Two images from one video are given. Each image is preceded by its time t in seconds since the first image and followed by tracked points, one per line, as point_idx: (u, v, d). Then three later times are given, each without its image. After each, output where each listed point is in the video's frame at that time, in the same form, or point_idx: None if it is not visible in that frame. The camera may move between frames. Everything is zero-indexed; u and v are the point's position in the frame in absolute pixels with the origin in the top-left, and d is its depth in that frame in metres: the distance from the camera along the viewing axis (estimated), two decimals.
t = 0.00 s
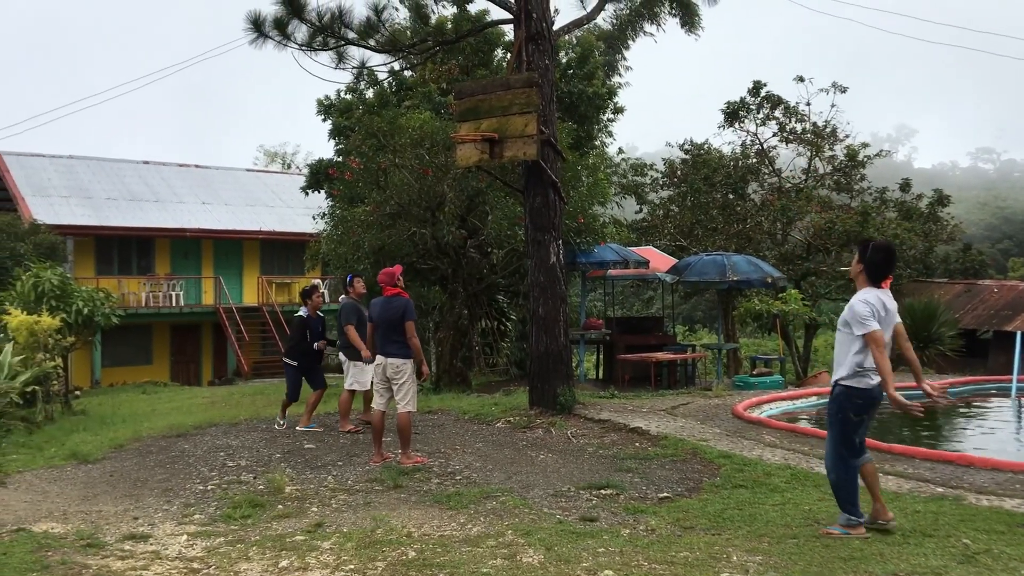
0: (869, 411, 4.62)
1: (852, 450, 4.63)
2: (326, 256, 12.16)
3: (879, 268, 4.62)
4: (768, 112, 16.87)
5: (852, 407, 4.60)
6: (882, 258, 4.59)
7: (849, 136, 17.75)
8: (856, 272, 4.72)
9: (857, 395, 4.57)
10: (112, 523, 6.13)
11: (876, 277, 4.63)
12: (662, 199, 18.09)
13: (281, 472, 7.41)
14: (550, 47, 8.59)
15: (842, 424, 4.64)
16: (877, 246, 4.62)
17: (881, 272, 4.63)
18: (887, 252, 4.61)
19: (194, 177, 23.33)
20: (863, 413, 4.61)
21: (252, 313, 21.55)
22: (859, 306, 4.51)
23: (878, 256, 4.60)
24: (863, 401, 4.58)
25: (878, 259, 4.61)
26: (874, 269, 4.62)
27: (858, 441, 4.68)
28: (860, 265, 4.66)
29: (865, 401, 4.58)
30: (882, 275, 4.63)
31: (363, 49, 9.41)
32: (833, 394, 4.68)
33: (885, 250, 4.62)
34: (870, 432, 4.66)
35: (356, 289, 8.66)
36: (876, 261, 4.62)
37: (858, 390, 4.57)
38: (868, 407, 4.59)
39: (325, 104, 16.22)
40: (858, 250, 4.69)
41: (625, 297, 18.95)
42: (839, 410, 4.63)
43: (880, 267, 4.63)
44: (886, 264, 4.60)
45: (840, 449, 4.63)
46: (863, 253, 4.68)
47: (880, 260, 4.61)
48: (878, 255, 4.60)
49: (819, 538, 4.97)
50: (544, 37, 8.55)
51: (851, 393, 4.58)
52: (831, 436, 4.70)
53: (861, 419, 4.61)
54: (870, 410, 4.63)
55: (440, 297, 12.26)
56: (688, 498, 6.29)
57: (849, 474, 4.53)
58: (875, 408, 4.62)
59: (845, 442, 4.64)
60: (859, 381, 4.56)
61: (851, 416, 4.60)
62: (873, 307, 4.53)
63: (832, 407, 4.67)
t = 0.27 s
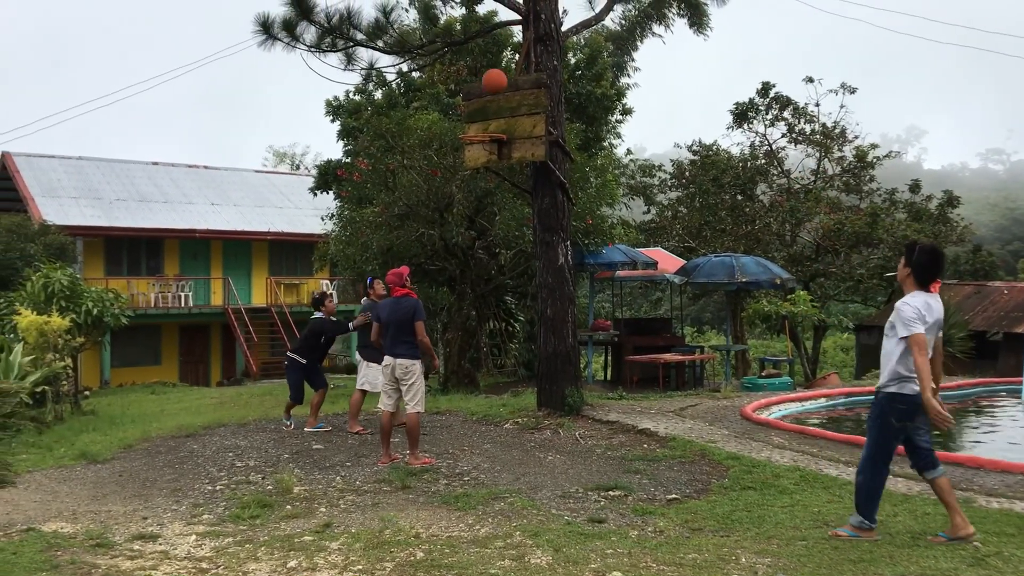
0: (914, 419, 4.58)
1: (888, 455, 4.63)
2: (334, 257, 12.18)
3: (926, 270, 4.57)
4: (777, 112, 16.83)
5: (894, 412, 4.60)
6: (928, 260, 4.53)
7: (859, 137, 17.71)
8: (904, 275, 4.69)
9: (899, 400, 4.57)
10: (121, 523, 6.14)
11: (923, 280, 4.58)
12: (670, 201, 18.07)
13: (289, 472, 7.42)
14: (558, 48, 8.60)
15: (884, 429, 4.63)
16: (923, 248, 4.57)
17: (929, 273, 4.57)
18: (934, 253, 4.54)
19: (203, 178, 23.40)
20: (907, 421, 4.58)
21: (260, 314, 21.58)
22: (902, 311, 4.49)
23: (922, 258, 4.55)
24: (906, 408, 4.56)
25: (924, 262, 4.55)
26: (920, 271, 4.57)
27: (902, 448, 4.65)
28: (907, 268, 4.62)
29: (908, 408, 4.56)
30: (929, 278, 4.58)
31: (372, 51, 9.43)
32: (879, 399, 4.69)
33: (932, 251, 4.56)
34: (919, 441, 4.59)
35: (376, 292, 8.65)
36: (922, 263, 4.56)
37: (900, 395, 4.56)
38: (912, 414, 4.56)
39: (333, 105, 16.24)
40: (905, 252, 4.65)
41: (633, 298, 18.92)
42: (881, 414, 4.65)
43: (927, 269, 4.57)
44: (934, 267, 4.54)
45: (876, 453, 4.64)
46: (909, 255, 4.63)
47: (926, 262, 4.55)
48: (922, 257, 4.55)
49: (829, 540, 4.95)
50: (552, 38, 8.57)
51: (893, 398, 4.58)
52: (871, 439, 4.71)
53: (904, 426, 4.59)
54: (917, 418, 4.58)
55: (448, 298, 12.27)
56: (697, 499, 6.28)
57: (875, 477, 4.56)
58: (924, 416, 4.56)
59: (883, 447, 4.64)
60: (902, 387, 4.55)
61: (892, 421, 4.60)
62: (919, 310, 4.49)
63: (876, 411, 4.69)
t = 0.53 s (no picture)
0: (961, 414, 4.27)
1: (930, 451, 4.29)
2: (337, 256, 12.20)
3: (971, 261, 4.31)
4: (781, 112, 16.81)
5: (944, 408, 4.24)
6: (973, 250, 4.29)
7: (863, 137, 17.69)
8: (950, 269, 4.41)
9: (950, 395, 4.22)
10: (125, 521, 6.15)
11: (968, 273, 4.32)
12: (674, 200, 18.06)
13: (293, 471, 7.42)
14: (562, 47, 8.59)
15: (929, 424, 4.28)
16: (969, 239, 4.33)
17: (975, 266, 4.32)
18: (981, 246, 4.30)
19: (207, 177, 23.42)
20: (954, 416, 4.26)
21: (264, 313, 21.60)
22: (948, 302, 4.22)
23: (968, 248, 4.31)
24: (955, 403, 4.22)
25: (970, 253, 4.31)
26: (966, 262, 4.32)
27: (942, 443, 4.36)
28: (953, 260, 4.35)
29: (958, 403, 4.23)
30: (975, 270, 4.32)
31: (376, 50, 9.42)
32: (924, 391, 4.33)
33: (978, 243, 4.32)
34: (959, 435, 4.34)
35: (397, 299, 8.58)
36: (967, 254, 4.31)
37: (951, 390, 4.21)
38: (959, 409, 4.24)
39: (337, 104, 16.24)
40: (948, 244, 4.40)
41: (636, 298, 18.92)
42: (927, 408, 4.28)
43: (974, 261, 4.31)
44: (980, 258, 4.30)
45: (918, 448, 4.29)
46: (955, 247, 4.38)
47: (971, 253, 4.31)
48: (968, 248, 4.31)
49: (833, 540, 4.94)
50: (556, 37, 8.55)
51: (946, 392, 4.22)
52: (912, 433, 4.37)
53: (951, 421, 4.26)
54: (964, 414, 4.28)
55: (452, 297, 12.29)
56: (700, 499, 6.27)
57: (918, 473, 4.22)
58: (968, 411, 4.28)
59: (927, 442, 4.29)
60: (952, 381, 4.20)
61: (942, 416, 4.24)
62: (967, 302, 4.21)
63: (921, 403, 4.32)
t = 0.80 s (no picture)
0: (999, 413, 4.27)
1: (984, 454, 4.27)
2: (338, 255, 12.20)
3: (998, 258, 4.28)
4: (782, 111, 16.80)
5: (980, 411, 4.25)
6: (1000, 248, 4.25)
7: (864, 136, 17.69)
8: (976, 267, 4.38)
9: (983, 397, 4.24)
10: (125, 520, 6.15)
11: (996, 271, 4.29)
12: (674, 199, 18.06)
13: (293, 470, 7.42)
14: (563, 46, 8.59)
15: (971, 429, 4.28)
16: (996, 236, 4.28)
17: (1004, 264, 4.28)
18: (1007, 243, 4.25)
19: (207, 176, 23.42)
20: (993, 417, 4.27)
21: (264, 311, 21.60)
22: (976, 304, 4.21)
23: (995, 246, 4.27)
24: (991, 404, 4.24)
25: (996, 250, 4.27)
26: (993, 261, 4.28)
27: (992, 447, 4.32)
28: (980, 258, 4.32)
29: (992, 402, 4.24)
30: (1001, 268, 4.28)
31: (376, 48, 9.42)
32: (956, 401, 4.34)
33: (1004, 239, 4.27)
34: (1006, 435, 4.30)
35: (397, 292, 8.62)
36: (994, 252, 4.27)
37: (983, 393, 4.23)
38: (996, 409, 4.24)
39: (338, 103, 16.23)
40: (974, 243, 4.35)
41: (637, 297, 18.92)
42: (965, 415, 4.29)
43: (1000, 258, 4.27)
44: (1007, 256, 4.25)
45: (974, 455, 4.25)
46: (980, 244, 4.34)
47: (999, 250, 4.27)
48: (994, 247, 4.27)
49: (833, 540, 4.94)
50: (557, 35, 8.54)
51: (977, 395, 4.24)
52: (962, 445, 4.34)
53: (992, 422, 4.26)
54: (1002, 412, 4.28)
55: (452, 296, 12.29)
56: (701, 498, 6.26)
57: (991, 475, 4.15)
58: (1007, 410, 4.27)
59: (977, 447, 4.27)
60: (982, 383, 4.22)
61: (981, 419, 4.25)
62: (997, 303, 4.20)
63: (957, 413, 4.33)
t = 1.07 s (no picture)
0: None
1: None
2: (337, 256, 12.20)
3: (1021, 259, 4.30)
4: (781, 112, 16.80)
5: None
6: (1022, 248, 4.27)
7: (864, 137, 17.70)
8: (994, 270, 4.36)
9: None
10: (124, 521, 6.14)
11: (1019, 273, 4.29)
12: (674, 200, 18.06)
13: (292, 471, 7.41)
14: (563, 47, 8.59)
15: None
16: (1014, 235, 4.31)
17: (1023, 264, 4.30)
18: None
19: (207, 177, 23.42)
20: None
21: (264, 312, 21.60)
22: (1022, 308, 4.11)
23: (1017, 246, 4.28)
24: None
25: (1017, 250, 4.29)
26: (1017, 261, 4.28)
27: None
28: (1002, 261, 4.31)
29: None
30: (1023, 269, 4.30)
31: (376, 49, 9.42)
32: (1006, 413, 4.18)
33: (1020, 239, 4.32)
34: None
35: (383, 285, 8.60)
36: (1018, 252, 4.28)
37: None
38: None
39: (337, 104, 16.23)
40: (990, 245, 4.36)
41: (637, 298, 18.92)
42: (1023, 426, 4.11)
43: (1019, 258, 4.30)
44: None
45: None
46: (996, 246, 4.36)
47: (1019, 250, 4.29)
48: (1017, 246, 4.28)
49: (832, 541, 4.94)
50: (556, 36, 8.54)
51: None
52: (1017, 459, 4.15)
53: None
54: None
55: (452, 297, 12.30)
56: (700, 499, 6.26)
57: None
58: None
59: None
60: None
61: None
62: None
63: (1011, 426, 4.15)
